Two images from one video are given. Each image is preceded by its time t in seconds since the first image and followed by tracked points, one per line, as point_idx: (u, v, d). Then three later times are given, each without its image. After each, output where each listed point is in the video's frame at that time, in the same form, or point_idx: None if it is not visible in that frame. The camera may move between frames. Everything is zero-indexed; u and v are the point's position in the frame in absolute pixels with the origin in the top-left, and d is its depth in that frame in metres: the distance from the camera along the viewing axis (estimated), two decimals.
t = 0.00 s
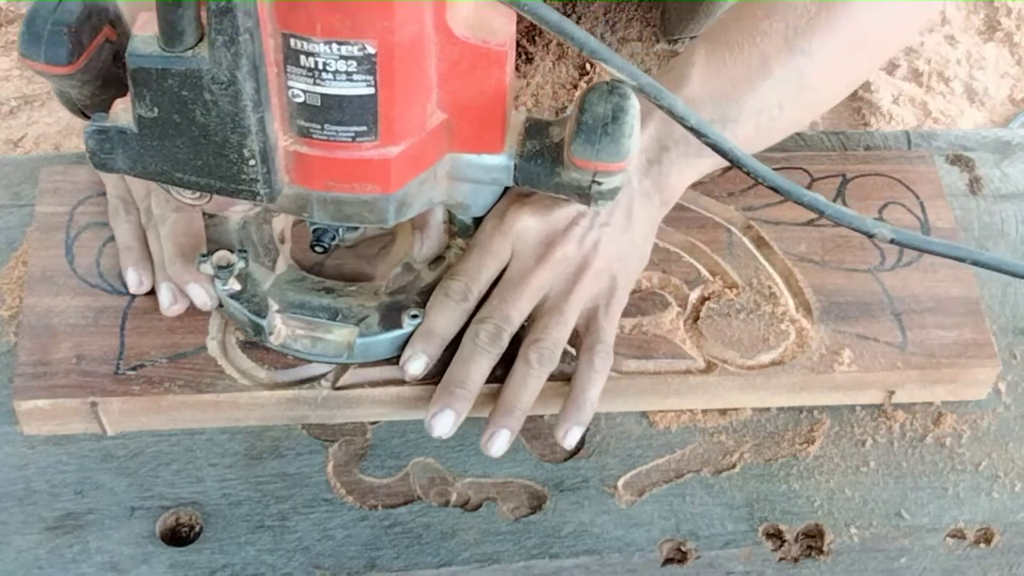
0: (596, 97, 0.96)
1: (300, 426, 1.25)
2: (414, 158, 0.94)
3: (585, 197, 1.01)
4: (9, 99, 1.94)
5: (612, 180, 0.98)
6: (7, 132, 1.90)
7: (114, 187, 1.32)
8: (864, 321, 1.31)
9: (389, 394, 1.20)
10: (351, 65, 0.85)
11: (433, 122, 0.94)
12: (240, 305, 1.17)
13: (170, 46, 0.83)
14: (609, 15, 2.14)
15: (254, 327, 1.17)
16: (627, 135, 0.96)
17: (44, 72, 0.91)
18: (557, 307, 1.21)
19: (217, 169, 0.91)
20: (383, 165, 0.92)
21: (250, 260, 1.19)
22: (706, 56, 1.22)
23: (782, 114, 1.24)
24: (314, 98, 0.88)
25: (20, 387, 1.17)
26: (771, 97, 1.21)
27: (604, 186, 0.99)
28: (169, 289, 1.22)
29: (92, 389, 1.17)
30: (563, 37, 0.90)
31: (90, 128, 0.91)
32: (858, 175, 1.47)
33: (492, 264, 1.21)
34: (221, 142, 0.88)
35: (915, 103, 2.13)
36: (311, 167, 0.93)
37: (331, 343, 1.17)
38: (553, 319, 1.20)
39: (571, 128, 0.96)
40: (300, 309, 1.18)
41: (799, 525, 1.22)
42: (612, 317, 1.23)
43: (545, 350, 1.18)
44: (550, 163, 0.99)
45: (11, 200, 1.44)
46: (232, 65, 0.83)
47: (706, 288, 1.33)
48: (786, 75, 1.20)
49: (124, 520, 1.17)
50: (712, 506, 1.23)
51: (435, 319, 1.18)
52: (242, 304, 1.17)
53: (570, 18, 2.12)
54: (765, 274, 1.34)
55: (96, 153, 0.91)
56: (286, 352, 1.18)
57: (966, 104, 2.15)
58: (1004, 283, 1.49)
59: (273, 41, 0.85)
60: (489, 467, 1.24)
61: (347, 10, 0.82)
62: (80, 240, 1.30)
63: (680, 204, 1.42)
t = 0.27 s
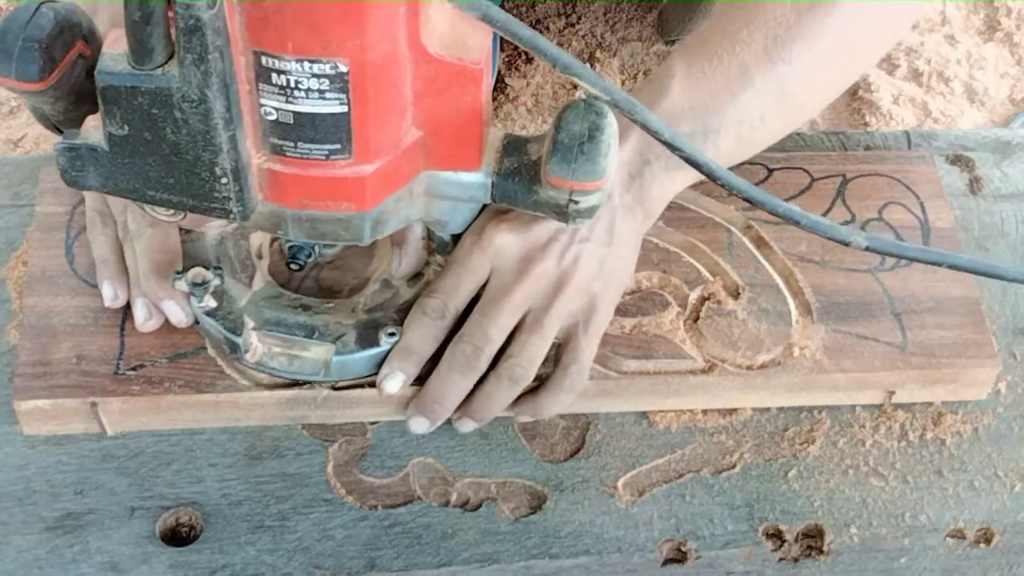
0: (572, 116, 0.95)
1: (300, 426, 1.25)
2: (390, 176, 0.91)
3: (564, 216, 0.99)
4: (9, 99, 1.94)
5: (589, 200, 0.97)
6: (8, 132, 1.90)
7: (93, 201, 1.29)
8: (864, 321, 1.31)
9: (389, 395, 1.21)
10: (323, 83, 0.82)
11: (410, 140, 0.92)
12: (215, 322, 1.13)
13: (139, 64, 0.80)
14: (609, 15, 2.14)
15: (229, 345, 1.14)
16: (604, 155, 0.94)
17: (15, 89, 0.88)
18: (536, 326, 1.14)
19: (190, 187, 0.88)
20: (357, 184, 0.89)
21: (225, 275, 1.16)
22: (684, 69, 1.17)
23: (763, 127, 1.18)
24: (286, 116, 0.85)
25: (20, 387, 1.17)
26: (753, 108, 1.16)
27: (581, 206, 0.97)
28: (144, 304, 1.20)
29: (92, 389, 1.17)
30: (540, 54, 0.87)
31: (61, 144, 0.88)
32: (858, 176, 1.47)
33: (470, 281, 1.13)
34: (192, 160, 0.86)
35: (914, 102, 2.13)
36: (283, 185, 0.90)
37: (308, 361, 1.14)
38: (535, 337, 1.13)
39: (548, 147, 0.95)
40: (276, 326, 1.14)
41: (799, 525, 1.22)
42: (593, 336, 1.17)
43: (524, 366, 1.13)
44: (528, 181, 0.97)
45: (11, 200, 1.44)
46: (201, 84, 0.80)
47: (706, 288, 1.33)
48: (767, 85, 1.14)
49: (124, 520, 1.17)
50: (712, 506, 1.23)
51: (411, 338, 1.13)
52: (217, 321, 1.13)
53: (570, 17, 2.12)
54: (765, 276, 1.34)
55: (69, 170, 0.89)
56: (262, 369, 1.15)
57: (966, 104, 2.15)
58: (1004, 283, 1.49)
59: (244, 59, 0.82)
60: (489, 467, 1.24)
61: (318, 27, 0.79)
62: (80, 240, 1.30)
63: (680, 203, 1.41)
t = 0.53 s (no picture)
0: (556, 136, 0.96)
1: (300, 426, 1.25)
2: (372, 196, 0.92)
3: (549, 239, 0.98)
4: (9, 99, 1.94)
5: (575, 221, 0.96)
6: (8, 132, 1.90)
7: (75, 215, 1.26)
8: (864, 321, 1.31)
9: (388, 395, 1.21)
10: (304, 104, 0.83)
11: (392, 160, 0.92)
12: (197, 342, 1.12)
13: (116, 84, 0.79)
14: (609, 15, 2.14)
15: (212, 365, 1.12)
16: (590, 176, 0.94)
17: None
18: (519, 347, 1.11)
19: (170, 209, 0.87)
20: (340, 204, 0.90)
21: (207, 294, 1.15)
22: (668, 81, 1.12)
23: (752, 140, 1.14)
24: (267, 136, 0.85)
25: (20, 388, 1.18)
26: (741, 120, 1.12)
27: (566, 229, 0.97)
28: (128, 322, 1.17)
29: (92, 389, 1.17)
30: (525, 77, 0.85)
31: (40, 165, 0.87)
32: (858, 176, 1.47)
33: (456, 300, 1.11)
34: (172, 181, 0.84)
35: (914, 103, 2.14)
36: (266, 206, 0.91)
37: (292, 382, 1.12)
38: (518, 357, 1.11)
39: (532, 169, 0.95)
40: (260, 346, 1.13)
41: (799, 526, 1.22)
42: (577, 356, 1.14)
43: (506, 387, 1.11)
44: (513, 202, 0.97)
45: (11, 200, 1.44)
46: (180, 104, 0.79)
47: (707, 289, 1.33)
48: (754, 96, 1.10)
49: (124, 520, 1.17)
50: (712, 506, 1.23)
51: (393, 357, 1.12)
52: (199, 340, 1.12)
53: (570, 18, 2.12)
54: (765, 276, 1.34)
55: (47, 190, 0.87)
56: (245, 391, 1.12)
57: (966, 104, 2.15)
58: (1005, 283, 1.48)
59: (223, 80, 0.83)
60: (489, 467, 1.24)
61: (297, 48, 0.80)
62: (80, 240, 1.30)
63: (680, 203, 1.41)
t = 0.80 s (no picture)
0: (550, 153, 0.93)
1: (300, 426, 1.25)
2: (365, 219, 0.90)
3: (544, 255, 0.97)
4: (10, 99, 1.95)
5: (570, 238, 0.94)
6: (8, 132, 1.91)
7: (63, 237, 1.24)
8: (863, 321, 1.31)
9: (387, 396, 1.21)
10: (295, 129, 0.81)
11: (384, 183, 0.90)
12: (189, 369, 1.10)
13: (104, 114, 0.78)
14: (609, 15, 2.14)
15: (203, 392, 1.10)
16: (585, 194, 0.92)
17: None
18: (514, 365, 1.10)
19: (160, 238, 0.86)
20: (333, 228, 0.88)
21: (197, 321, 1.12)
22: (656, 96, 1.12)
23: (735, 156, 1.14)
24: (258, 162, 0.84)
25: (20, 388, 1.18)
26: (724, 137, 1.12)
27: (561, 246, 0.95)
28: (118, 349, 1.15)
29: (92, 389, 1.18)
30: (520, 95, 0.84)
31: (27, 197, 0.86)
32: (858, 176, 1.47)
33: (451, 317, 1.10)
34: (162, 210, 0.83)
35: (915, 103, 2.14)
36: (258, 232, 0.89)
37: (286, 407, 1.11)
38: (514, 374, 1.10)
39: (526, 187, 0.93)
40: (252, 371, 1.12)
41: (799, 526, 1.22)
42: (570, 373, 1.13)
43: (499, 403, 1.11)
44: (506, 220, 0.95)
45: (12, 200, 1.44)
46: (170, 133, 0.78)
47: (707, 289, 1.33)
48: (738, 113, 1.11)
49: (124, 520, 1.17)
50: (713, 506, 1.23)
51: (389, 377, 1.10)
52: (191, 368, 1.10)
53: (570, 17, 2.12)
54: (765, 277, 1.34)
55: (34, 222, 0.86)
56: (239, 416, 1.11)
57: (966, 104, 2.16)
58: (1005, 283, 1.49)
59: (213, 107, 0.81)
60: (489, 467, 1.24)
61: (288, 73, 0.78)
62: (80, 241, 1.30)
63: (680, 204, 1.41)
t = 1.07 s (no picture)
0: (547, 154, 0.93)
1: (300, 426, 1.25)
2: (364, 224, 0.90)
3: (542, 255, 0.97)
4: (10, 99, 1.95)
5: (570, 238, 0.94)
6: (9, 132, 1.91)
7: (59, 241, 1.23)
8: (864, 321, 1.31)
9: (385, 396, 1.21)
10: (295, 135, 0.81)
11: (382, 187, 0.90)
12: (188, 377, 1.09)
13: (102, 124, 0.78)
14: (609, 14, 2.14)
15: (203, 400, 1.10)
16: (584, 194, 0.92)
17: None
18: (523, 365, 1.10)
19: (159, 247, 0.86)
20: (332, 233, 0.88)
21: (195, 330, 1.12)
22: (656, 94, 1.12)
23: (729, 156, 1.15)
24: (256, 168, 0.84)
25: (20, 388, 1.18)
26: (719, 138, 1.12)
27: (560, 246, 0.95)
28: (116, 356, 1.14)
29: (92, 389, 1.18)
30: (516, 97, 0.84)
31: (24, 209, 0.86)
32: (858, 176, 1.47)
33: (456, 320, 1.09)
34: (160, 219, 0.83)
35: (915, 103, 2.14)
36: (257, 238, 0.89)
37: (287, 413, 1.10)
38: (523, 373, 1.10)
39: (525, 189, 0.93)
40: (252, 379, 1.11)
41: (799, 526, 1.22)
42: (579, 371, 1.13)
43: (515, 403, 1.10)
44: (505, 221, 0.95)
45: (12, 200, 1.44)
46: (169, 141, 0.78)
47: (707, 289, 1.33)
48: (734, 114, 1.11)
49: (124, 520, 1.17)
50: (713, 506, 1.23)
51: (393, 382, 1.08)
52: (190, 376, 1.09)
53: (570, 17, 2.12)
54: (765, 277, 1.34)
55: (33, 233, 0.86)
56: (239, 424, 1.11)
57: (966, 104, 2.16)
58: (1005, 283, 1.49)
59: (211, 114, 0.81)
60: (489, 467, 1.24)
61: (286, 79, 0.78)
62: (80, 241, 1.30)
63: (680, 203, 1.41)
